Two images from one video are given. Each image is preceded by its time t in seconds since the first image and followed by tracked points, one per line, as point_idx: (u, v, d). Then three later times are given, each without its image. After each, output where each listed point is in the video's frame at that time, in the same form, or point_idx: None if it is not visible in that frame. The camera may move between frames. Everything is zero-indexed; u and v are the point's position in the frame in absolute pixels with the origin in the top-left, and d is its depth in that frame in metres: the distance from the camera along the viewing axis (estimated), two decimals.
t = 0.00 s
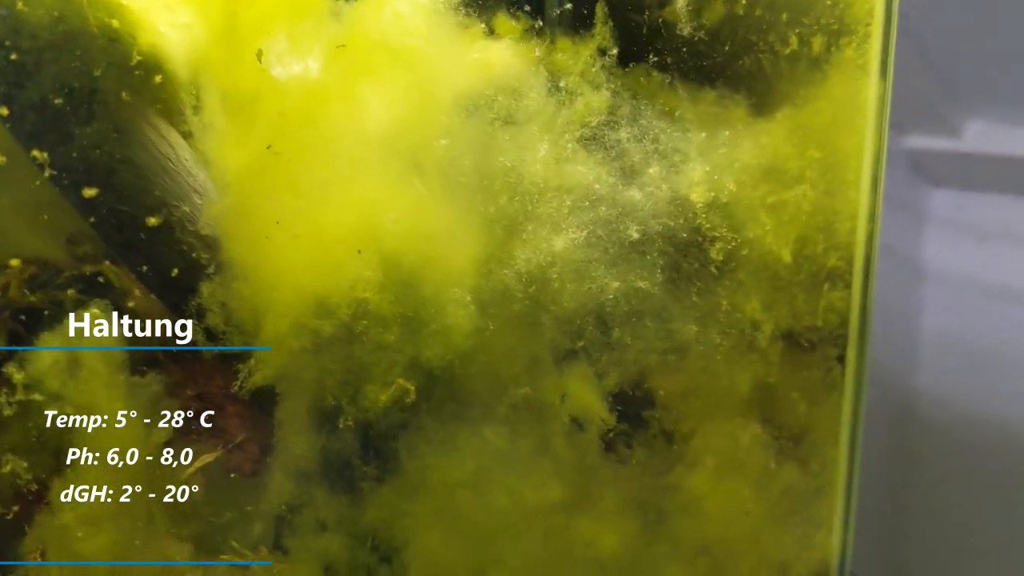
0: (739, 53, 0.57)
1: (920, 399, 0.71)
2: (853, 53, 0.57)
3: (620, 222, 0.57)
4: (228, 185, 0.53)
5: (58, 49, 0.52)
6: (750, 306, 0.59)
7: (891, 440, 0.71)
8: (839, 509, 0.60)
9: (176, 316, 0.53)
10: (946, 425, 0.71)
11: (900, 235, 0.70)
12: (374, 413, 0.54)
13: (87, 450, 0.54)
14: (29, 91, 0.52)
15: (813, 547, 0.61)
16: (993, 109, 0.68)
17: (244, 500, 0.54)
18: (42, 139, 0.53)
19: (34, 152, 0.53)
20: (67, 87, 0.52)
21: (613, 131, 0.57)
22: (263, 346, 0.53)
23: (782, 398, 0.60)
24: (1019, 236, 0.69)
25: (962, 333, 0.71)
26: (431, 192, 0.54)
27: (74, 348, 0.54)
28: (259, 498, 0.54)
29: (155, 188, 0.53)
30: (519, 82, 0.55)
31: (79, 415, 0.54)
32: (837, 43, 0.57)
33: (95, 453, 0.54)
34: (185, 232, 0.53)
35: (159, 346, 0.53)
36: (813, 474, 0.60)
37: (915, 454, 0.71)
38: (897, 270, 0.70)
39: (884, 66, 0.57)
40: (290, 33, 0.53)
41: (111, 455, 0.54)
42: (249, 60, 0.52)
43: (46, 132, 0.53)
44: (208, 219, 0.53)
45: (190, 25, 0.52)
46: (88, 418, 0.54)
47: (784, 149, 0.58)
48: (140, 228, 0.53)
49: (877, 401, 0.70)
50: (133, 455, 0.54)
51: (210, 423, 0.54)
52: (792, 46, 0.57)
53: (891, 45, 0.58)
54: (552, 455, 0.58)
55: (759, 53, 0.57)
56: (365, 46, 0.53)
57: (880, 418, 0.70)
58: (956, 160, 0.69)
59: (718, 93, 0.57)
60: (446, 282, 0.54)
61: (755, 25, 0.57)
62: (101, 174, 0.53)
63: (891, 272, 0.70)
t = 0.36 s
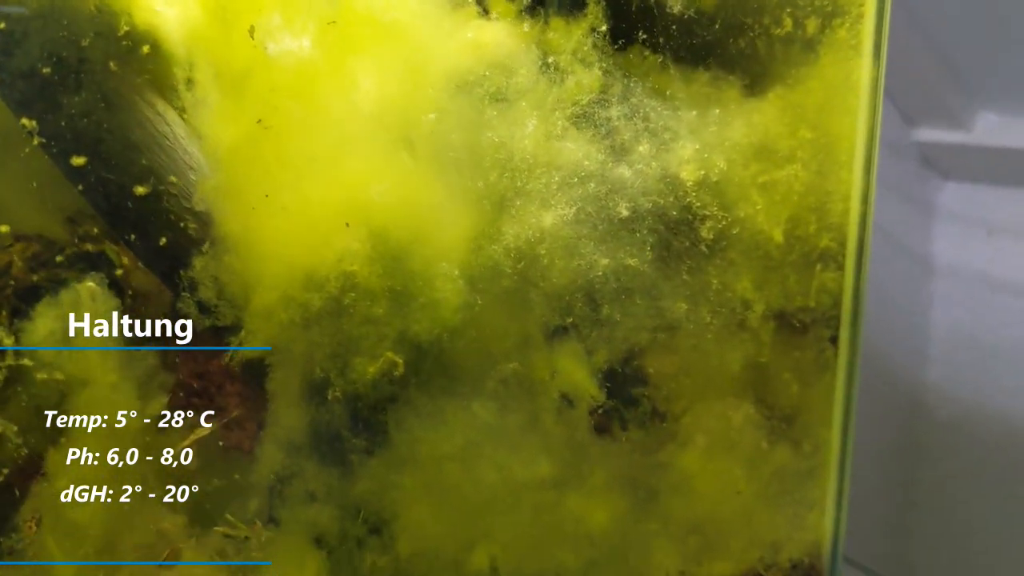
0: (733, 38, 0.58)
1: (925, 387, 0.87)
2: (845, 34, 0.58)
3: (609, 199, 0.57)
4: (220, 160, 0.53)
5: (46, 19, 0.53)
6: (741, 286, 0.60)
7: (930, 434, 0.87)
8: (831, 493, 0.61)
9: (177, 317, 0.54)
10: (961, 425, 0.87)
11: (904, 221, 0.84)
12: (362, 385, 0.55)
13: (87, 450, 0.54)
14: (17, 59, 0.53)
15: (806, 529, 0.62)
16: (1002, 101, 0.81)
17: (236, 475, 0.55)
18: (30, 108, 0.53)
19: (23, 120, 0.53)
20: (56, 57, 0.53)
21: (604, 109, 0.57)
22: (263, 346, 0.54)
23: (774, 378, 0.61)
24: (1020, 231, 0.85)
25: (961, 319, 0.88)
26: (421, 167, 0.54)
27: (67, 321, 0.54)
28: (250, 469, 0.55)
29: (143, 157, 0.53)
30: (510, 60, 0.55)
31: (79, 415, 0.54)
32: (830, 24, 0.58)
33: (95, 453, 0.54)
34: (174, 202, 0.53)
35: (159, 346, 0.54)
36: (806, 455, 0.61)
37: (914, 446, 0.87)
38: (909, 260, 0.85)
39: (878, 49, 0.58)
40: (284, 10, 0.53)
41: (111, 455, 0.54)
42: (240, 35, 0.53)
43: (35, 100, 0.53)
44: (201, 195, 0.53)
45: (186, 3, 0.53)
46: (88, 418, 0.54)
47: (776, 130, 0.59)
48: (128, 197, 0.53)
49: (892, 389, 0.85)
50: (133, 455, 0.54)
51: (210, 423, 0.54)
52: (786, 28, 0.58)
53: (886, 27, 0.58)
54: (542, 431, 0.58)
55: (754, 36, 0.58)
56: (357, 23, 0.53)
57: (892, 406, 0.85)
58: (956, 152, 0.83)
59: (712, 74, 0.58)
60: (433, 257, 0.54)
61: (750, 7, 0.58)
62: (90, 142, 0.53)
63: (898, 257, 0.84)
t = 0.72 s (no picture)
0: (734, 17, 0.58)
1: (938, 389, 0.80)
2: (846, 14, 0.58)
3: (607, 177, 0.57)
4: (221, 136, 0.54)
5: None
6: (740, 266, 0.60)
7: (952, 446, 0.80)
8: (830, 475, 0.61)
9: (177, 317, 0.55)
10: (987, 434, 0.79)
11: (910, 212, 0.78)
12: (360, 359, 0.55)
13: (87, 450, 0.55)
14: (18, 30, 0.53)
15: (808, 509, 0.62)
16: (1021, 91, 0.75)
17: (237, 450, 0.55)
18: (31, 78, 0.53)
19: (24, 90, 0.53)
20: (56, 27, 0.53)
21: (603, 88, 0.57)
22: (263, 346, 0.55)
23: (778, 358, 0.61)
24: None
25: (978, 318, 0.80)
26: (420, 145, 0.55)
27: (72, 295, 0.55)
28: (250, 442, 0.55)
29: (143, 128, 0.54)
30: (510, 38, 0.56)
31: (79, 415, 0.55)
32: (831, 4, 0.58)
33: (95, 453, 0.55)
34: (175, 174, 0.54)
35: (159, 346, 0.55)
36: (806, 436, 0.61)
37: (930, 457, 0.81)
38: (916, 252, 0.79)
39: (880, 28, 0.57)
40: None
41: (111, 455, 0.55)
42: (242, 13, 0.53)
43: (35, 70, 0.53)
44: (204, 172, 0.54)
45: None
46: (88, 418, 0.55)
47: (776, 109, 0.59)
48: (128, 167, 0.54)
49: (893, 391, 0.80)
50: (133, 455, 0.55)
51: (210, 422, 0.55)
52: (787, 9, 0.58)
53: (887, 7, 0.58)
54: (539, 408, 0.58)
55: (755, 18, 0.58)
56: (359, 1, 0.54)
57: (895, 410, 0.80)
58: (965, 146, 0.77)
59: (714, 56, 0.58)
60: (431, 233, 0.55)
61: None
62: (90, 112, 0.54)
63: (901, 249, 0.79)
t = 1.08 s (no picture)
0: None
1: (950, 383, 0.81)
2: None
3: (611, 155, 0.58)
4: (229, 111, 0.54)
5: None
6: (745, 245, 0.62)
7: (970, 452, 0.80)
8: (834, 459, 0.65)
9: (177, 317, 0.55)
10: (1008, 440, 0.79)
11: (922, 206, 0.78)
12: (364, 333, 0.55)
13: (87, 450, 0.55)
14: (28, 3, 0.53)
15: (811, 490, 0.65)
16: None
17: (244, 422, 0.56)
18: (41, 50, 0.53)
19: (34, 62, 0.53)
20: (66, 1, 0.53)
21: (607, 67, 0.58)
22: (263, 346, 0.55)
23: (784, 340, 0.63)
24: None
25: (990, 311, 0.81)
26: (424, 121, 0.55)
27: (83, 269, 0.55)
28: (256, 417, 0.56)
29: (151, 101, 0.54)
30: (515, 18, 0.56)
31: (79, 415, 0.55)
32: None
33: (95, 453, 0.55)
34: (183, 147, 0.54)
35: (159, 346, 0.55)
36: (809, 417, 0.65)
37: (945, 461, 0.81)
38: (930, 247, 0.79)
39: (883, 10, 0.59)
40: None
41: (111, 455, 0.55)
42: None
43: (46, 43, 0.53)
44: (212, 147, 0.54)
45: None
46: (88, 419, 0.55)
47: (779, 89, 0.61)
48: (136, 140, 0.54)
49: (907, 386, 0.80)
50: (132, 455, 0.55)
51: (210, 422, 0.55)
52: None
53: None
54: (543, 385, 0.59)
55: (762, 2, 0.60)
56: None
57: (909, 403, 0.80)
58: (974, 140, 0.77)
59: (718, 38, 0.59)
60: (435, 208, 0.55)
61: None
62: (99, 85, 0.54)
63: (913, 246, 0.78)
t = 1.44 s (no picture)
0: None
1: (955, 379, 0.83)
2: None
3: (614, 133, 0.59)
4: (235, 89, 0.55)
5: None
6: (747, 225, 0.63)
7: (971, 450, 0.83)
8: (836, 438, 0.67)
9: (177, 317, 0.55)
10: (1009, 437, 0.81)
11: (931, 196, 0.80)
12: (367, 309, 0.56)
13: (87, 450, 0.56)
14: None
15: (812, 470, 0.67)
16: None
17: (248, 397, 0.56)
18: (50, 23, 0.54)
19: (43, 35, 0.54)
20: None
21: (610, 46, 0.58)
22: (263, 346, 0.56)
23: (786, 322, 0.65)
24: None
25: (1000, 305, 0.82)
26: (428, 99, 0.56)
27: (91, 244, 0.55)
28: (260, 393, 0.56)
29: (156, 74, 0.54)
30: None
31: (79, 414, 0.55)
32: None
33: (95, 453, 0.56)
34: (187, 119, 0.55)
35: (159, 346, 0.55)
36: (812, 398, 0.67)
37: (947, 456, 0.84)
38: (935, 240, 0.81)
39: None
40: None
41: (111, 456, 0.56)
42: None
43: (55, 16, 0.54)
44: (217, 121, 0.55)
45: None
46: (88, 419, 0.55)
47: (783, 69, 0.62)
48: (141, 113, 0.55)
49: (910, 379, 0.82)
50: (133, 455, 0.56)
51: (210, 422, 0.56)
52: None
53: None
54: (546, 363, 0.60)
55: None
56: None
57: (914, 395, 0.82)
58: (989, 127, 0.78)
59: (722, 21, 0.60)
60: (438, 184, 0.56)
61: None
62: (106, 57, 0.54)
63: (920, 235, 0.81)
